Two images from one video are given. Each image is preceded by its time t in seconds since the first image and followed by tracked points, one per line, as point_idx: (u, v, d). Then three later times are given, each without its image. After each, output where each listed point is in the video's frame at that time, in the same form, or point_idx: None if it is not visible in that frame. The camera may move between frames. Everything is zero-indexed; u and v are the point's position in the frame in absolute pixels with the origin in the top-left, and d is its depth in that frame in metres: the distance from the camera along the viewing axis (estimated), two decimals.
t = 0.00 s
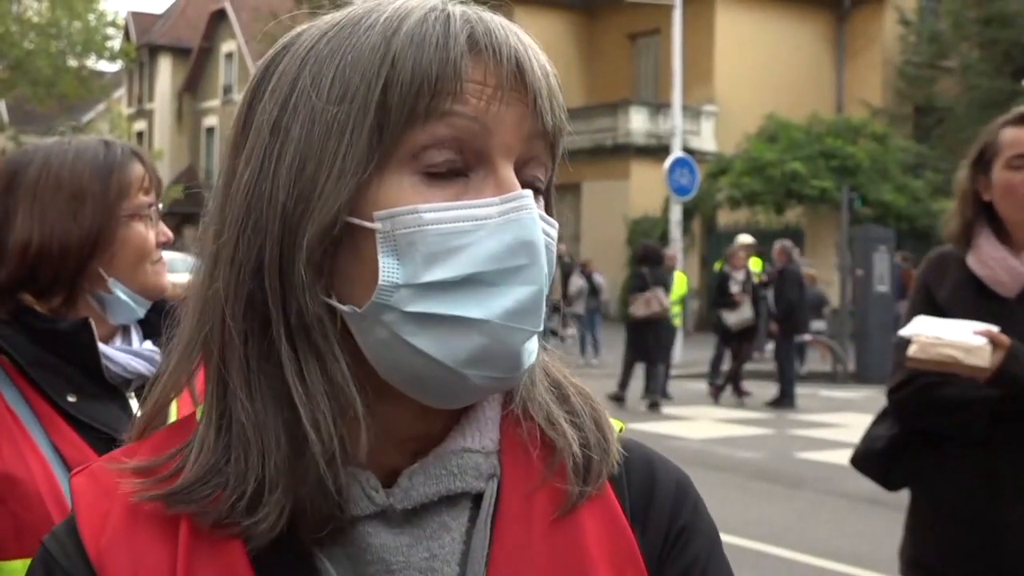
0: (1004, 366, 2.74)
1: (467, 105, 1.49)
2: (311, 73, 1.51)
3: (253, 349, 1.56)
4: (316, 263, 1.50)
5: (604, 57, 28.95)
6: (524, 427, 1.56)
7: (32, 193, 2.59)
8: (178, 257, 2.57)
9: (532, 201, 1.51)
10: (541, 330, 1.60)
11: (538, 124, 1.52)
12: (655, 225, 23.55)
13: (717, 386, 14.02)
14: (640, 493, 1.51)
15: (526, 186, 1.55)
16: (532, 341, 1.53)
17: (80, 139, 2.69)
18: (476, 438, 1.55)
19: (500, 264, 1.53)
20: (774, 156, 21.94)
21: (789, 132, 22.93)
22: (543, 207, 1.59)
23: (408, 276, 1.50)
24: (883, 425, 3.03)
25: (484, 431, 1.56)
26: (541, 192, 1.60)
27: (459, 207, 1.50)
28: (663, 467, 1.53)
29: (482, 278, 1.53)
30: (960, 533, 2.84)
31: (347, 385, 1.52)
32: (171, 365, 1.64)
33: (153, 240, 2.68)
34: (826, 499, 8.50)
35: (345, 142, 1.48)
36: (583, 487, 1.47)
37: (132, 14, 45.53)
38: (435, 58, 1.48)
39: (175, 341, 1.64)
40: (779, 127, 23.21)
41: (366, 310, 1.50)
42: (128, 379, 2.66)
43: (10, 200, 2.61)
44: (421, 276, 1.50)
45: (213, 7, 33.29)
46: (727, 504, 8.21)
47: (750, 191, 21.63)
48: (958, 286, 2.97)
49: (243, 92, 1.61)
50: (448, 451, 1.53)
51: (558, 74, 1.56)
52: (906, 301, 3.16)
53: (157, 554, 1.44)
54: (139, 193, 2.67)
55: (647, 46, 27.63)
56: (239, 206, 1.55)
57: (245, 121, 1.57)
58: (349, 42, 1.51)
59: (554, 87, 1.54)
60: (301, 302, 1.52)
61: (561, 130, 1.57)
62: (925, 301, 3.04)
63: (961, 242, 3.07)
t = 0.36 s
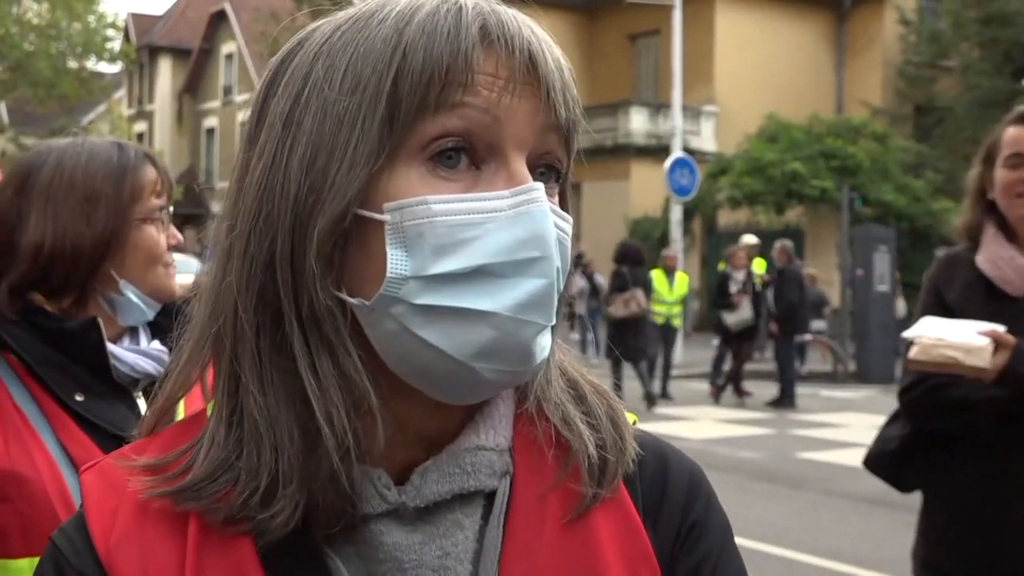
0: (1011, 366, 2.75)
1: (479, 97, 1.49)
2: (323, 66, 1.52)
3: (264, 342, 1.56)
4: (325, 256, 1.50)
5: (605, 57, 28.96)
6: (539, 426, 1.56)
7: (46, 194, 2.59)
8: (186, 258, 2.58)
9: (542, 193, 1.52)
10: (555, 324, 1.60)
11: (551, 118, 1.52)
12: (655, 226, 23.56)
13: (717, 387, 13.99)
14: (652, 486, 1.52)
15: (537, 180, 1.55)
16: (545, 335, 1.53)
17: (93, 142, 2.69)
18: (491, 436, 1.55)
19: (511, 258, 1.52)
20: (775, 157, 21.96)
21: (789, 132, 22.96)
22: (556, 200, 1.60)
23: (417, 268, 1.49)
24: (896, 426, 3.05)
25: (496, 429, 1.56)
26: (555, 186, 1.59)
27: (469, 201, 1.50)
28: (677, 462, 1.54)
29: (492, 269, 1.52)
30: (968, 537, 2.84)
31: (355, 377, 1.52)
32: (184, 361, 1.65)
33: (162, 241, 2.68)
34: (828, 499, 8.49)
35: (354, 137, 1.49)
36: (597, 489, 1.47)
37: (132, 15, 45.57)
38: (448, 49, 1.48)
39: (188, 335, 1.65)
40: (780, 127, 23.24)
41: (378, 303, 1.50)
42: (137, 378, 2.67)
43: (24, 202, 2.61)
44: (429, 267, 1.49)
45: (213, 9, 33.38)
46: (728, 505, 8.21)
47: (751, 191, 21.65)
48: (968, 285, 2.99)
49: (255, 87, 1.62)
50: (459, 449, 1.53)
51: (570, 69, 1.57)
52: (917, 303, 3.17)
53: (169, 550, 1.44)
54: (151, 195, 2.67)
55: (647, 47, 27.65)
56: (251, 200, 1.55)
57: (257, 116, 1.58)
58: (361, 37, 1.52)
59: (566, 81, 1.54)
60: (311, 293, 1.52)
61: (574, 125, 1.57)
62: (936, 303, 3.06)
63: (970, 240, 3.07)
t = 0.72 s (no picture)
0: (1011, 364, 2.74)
1: (489, 97, 1.48)
2: (328, 68, 1.51)
3: (268, 346, 1.55)
4: (338, 261, 1.49)
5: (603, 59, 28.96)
6: (542, 431, 1.55)
7: (56, 197, 2.57)
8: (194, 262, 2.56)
9: (555, 192, 1.53)
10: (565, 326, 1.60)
11: (556, 117, 1.52)
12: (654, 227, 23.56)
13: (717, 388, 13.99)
14: (647, 496, 1.51)
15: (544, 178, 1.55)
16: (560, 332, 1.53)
17: (101, 143, 2.68)
18: (489, 443, 1.53)
19: (530, 255, 1.52)
20: (773, 158, 21.96)
21: (788, 133, 22.98)
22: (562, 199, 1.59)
23: (436, 270, 1.48)
24: (903, 430, 3.04)
25: (497, 435, 1.54)
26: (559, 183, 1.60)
27: (483, 201, 1.49)
28: (668, 463, 1.54)
29: (510, 268, 1.52)
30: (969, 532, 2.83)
31: (365, 382, 1.50)
32: (182, 370, 1.62)
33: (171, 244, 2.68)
34: (828, 500, 8.48)
35: (365, 138, 1.47)
36: (595, 491, 1.46)
37: (131, 17, 45.58)
38: (459, 50, 1.47)
39: (181, 338, 1.63)
40: (778, 128, 23.25)
41: (390, 307, 1.49)
42: (143, 380, 2.66)
43: (33, 203, 2.59)
44: (448, 269, 1.49)
45: (212, 10, 33.35)
46: (727, 505, 8.20)
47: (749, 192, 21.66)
48: (969, 289, 2.98)
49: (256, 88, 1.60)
50: (458, 456, 1.52)
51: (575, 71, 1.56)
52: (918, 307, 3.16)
53: (165, 565, 1.43)
54: (159, 199, 2.67)
55: (646, 48, 27.64)
56: (254, 203, 1.54)
57: (260, 117, 1.57)
58: (366, 37, 1.51)
59: (571, 80, 1.54)
60: (318, 298, 1.50)
61: (578, 127, 1.57)
62: (937, 306, 3.05)
63: (968, 245, 3.06)
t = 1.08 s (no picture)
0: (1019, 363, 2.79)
1: (491, 110, 1.49)
2: (329, 79, 1.51)
3: (269, 356, 1.54)
4: (337, 274, 1.49)
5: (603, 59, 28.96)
6: (539, 446, 1.56)
7: (63, 197, 2.58)
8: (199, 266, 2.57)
9: (557, 208, 1.52)
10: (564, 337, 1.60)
11: (559, 127, 1.52)
12: (654, 227, 23.59)
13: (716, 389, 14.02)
14: (636, 512, 1.53)
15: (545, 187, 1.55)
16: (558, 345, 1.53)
17: (108, 143, 2.68)
18: (484, 453, 1.53)
19: (531, 273, 1.52)
20: (774, 158, 21.97)
21: (788, 133, 23.01)
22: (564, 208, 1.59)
23: (436, 287, 1.49)
24: (901, 430, 3.04)
25: (492, 444, 1.55)
26: (560, 190, 1.60)
27: (486, 216, 1.50)
28: (655, 491, 1.56)
29: (507, 283, 1.52)
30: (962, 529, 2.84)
31: (366, 398, 1.50)
32: (178, 378, 1.62)
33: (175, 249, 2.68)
34: (828, 500, 8.48)
35: (366, 151, 1.48)
36: (591, 504, 1.47)
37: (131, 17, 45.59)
38: (462, 63, 1.47)
39: (177, 346, 1.62)
40: (778, 129, 23.28)
41: (391, 322, 1.49)
42: (146, 380, 2.67)
43: (40, 203, 2.60)
44: (448, 286, 1.49)
45: (213, 10, 33.33)
46: (725, 506, 8.21)
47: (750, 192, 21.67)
48: (972, 287, 2.97)
49: (255, 97, 1.60)
50: (455, 465, 1.52)
51: (577, 84, 1.57)
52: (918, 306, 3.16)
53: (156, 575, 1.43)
54: (165, 201, 2.67)
55: (646, 48, 27.65)
56: (254, 214, 1.54)
57: (260, 124, 1.56)
58: (367, 46, 1.51)
59: (574, 90, 1.54)
60: (316, 311, 1.50)
61: (579, 138, 1.57)
62: (939, 304, 3.04)
63: (971, 244, 3.06)
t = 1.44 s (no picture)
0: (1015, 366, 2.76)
1: (480, 112, 1.48)
2: (320, 80, 1.50)
3: (259, 357, 1.53)
4: (324, 272, 1.48)
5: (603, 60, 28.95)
6: (530, 446, 1.54)
7: (64, 197, 2.57)
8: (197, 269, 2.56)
9: (544, 212, 1.50)
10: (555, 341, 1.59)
11: (549, 130, 1.51)
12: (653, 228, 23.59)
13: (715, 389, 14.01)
14: (630, 512, 1.52)
15: (534, 190, 1.54)
16: (547, 350, 1.51)
17: (109, 144, 2.67)
18: (479, 453, 1.53)
19: (515, 277, 1.50)
20: (773, 159, 21.97)
21: (788, 134, 23.03)
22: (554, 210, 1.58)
23: (424, 291, 1.48)
24: (898, 430, 3.03)
25: (486, 446, 1.54)
26: (551, 194, 1.58)
27: (474, 219, 1.48)
28: (650, 489, 1.54)
29: (495, 287, 1.51)
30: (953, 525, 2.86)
31: (357, 397, 1.49)
32: (170, 376, 1.61)
33: (173, 251, 2.67)
34: (827, 501, 8.47)
35: (355, 149, 1.47)
36: (587, 505, 1.46)
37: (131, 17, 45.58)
38: (451, 65, 1.46)
39: (171, 348, 1.61)
40: (778, 130, 23.30)
41: (377, 325, 1.48)
42: (146, 379, 2.66)
43: (41, 203, 2.58)
44: (436, 291, 1.48)
45: (213, 10, 33.32)
46: (724, 505, 8.20)
47: (749, 192, 21.66)
48: (968, 288, 2.96)
49: (247, 102, 1.59)
50: (449, 465, 1.51)
51: (568, 86, 1.55)
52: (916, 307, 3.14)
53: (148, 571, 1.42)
54: (164, 204, 2.66)
55: (645, 49, 27.65)
56: (246, 215, 1.53)
57: (252, 125, 1.56)
58: (360, 48, 1.50)
59: (564, 95, 1.53)
60: (307, 310, 1.49)
61: (571, 140, 1.56)
62: (935, 304, 3.03)
63: (968, 246, 3.05)
